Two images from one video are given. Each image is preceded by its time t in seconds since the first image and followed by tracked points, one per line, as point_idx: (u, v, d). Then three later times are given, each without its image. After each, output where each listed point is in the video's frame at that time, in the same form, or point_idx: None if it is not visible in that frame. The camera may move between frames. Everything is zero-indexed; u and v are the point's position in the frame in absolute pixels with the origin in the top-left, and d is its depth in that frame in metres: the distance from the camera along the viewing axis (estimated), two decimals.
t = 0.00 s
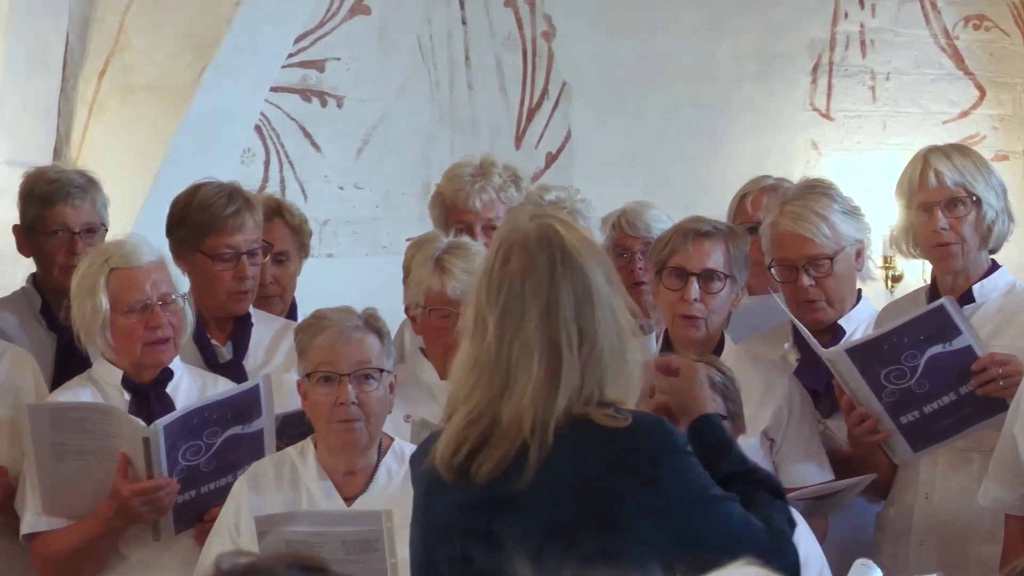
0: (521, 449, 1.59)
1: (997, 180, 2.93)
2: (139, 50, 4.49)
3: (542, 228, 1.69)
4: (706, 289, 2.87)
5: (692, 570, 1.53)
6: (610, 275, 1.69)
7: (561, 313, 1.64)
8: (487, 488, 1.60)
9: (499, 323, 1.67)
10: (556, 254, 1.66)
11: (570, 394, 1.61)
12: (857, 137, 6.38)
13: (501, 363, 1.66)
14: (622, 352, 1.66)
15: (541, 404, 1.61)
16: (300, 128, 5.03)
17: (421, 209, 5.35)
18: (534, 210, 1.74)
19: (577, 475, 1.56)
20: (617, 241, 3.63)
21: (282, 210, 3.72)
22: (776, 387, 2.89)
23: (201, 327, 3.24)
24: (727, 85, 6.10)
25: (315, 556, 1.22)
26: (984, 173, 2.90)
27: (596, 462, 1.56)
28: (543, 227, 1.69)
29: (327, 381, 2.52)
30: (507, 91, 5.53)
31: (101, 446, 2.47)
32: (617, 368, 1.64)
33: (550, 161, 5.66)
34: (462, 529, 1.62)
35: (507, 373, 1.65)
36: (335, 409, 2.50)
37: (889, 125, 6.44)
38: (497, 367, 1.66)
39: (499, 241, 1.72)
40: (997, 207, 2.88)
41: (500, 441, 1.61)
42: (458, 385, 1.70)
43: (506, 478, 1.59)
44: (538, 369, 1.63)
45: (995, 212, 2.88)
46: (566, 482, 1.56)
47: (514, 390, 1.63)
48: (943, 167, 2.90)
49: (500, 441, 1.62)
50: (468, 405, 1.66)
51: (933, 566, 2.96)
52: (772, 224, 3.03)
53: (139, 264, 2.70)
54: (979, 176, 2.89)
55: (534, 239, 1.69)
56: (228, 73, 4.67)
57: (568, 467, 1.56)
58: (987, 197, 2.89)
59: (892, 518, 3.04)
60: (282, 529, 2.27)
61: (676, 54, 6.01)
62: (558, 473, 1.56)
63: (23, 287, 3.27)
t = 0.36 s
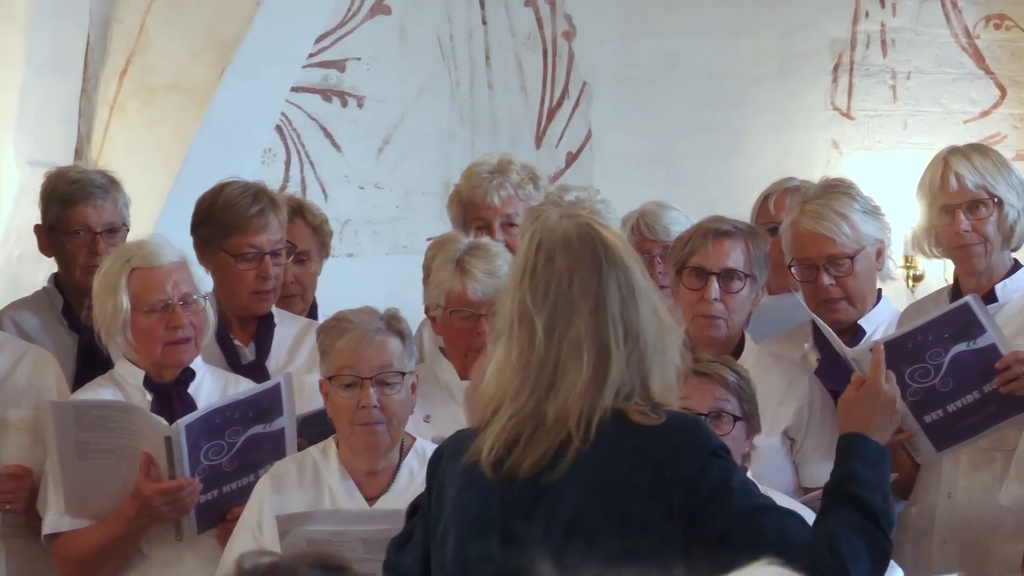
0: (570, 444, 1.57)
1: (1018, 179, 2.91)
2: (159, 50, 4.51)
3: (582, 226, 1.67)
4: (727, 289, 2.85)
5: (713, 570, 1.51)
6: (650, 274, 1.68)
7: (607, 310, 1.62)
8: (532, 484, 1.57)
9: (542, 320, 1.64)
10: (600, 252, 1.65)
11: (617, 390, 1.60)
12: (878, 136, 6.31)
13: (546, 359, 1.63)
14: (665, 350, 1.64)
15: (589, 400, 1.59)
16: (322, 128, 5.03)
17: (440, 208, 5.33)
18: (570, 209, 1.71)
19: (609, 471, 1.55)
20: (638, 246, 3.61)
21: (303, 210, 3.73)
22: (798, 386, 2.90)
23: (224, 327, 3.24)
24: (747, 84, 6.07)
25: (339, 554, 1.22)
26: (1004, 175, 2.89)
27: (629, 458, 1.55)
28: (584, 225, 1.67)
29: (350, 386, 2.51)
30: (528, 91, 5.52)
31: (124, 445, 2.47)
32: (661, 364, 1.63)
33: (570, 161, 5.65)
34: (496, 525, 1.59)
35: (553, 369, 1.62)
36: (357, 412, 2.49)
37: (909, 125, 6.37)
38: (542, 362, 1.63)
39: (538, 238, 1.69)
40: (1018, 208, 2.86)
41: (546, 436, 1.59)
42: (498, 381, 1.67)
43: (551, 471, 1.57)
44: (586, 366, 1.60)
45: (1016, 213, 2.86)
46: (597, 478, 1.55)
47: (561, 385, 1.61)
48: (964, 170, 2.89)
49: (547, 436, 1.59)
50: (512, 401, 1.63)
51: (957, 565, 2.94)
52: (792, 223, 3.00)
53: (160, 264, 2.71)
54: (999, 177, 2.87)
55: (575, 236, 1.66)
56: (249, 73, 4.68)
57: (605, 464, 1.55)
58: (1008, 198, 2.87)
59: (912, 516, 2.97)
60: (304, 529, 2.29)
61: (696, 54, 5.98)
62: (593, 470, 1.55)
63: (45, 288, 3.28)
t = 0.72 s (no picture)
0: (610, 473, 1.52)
1: None
2: (183, 52, 4.49)
3: (597, 249, 1.62)
4: (747, 289, 2.82)
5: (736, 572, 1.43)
6: (670, 290, 1.63)
7: (631, 334, 1.57)
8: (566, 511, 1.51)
9: (564, 351, 1.60)
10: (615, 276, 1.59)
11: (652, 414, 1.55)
12: (900, 136, 6.26)
13: (575, 389, 1.59)
14: (693, 367, 1.60)
15: (625, 425, 1.54)
16: (344, 129, 5.04)
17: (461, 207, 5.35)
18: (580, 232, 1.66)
19: (638, 477, 1.51)
20: (658, 246, 3.58)
21: (328, 209, 3.71)
22: (819, 386, 2.83)
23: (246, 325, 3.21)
24: (769, 85, 6.04)
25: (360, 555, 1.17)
26: None
27: (658, 463, 1.51)
28: (599, 249, 1.62)
29: (372, 389, 2.49)
30: (550, 93, 5.52)
31: (143, 447, 2.47)
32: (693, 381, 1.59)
33: (592, 161, 5.64)
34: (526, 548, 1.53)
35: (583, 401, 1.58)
36: (380, 415, 2.48)
37: (932, 125, 6.29)
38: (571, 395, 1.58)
39: (552, 268, 1.64)
40: None
41: (580, 465, 1.54)
42: (527, 416, 1.62)
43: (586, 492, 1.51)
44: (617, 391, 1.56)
45: None
46: (631, 490, 1.50)
47: (596, 413, 1.56)
48: (977, 180, 2.86)
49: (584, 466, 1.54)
50: (542, 436, 1.59)
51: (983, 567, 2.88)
52: (824, 205, 2.99)
53: (178, 264, 2.70)
54: (1015, 184, 2.83)
55: (590, 260, 1.61)
56: (272, 73, 4.68)
57: (649, 482, 1.50)
58: None
59: (937, 515, 2.96)
60: (326, 530, 2.28)
61: (717, 55, 5.95)
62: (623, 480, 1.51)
63: (68, 289, 3.29)
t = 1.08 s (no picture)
0: (557, 460, 1.56)
1: None
2: (197, 52, 4.52)
3: (584, 246, 1.63)
4: (760, 289, 2.81)
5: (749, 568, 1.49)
6: (656, 288, 1.62)
7: (601, 331, 1.58)
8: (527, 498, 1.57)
9: (537, 340, 1.62)
10: (597, 273, 1.61)
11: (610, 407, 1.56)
12: (913, 136, 6.22)
13: (539, 378, 1.61)
14: (671, 363, 1.59)
15: (576, 415, 1.57)
16: (357, 129, 5.04)
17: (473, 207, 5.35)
18: (581, 222, 1.66)
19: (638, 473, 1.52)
20: (671, 240, 3.58)
21: (344, 206, 3.70)
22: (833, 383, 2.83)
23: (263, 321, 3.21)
24: (782, 85, 6.02)
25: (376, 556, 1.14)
26: None
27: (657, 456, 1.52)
28: (588, 246, 1.62)
29: (386, 382, 2.51)
30: (563, 92, 5.52)
31: (158, 443, 2.47)
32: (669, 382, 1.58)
33: (605, 161, 5.64)
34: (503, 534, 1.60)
35: (542, 389, 1.61)
36: (395, 409, 2.50)
37: (945, 125, 6.25)
38: (532, 383, 1.62)
39: (545, 256, 1.66)
40: None
41: (536, 456, 1.58)
42: (494, 397, 1.66)
43: (544, 490, 1.56)
44: (577, 382, 1.58)
45: None
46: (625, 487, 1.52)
47: (546, 401, 1.59)
48: (989, 185, 2.84)
49: (536, 452, 1.58)
50: (504, 419, 1.63)
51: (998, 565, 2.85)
52: (840, 202, 2.99)
53: (184, 262, 2.71)
54: None
55: (576, 256, 1.62)
56: (285, 73, 4.69)
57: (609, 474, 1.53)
58: None
59: (951, 512, 2.94)
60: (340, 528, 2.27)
61: (730, 54, 5.93)
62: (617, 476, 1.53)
63: (82, 288, 3.30)
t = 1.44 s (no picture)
0: (579, 499, 1.54)
1: None
2: (207, 53, 4.53)
3: (583, 276, 1.62)
4: (770, 291, 2.81)
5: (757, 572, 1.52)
6: (653, 319, 1.63)
7: (609, 361, 1.58)
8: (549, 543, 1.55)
9: (542, 373, 1.61)
10: (598, 302, 1.60)
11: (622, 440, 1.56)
12: (924, 136, 6.18)
13: (548, 413, 1.59)
14: (672, 393, 1.60)
15: (591, 449, 1.56)
16: (366, 129, 5.05)
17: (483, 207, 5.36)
18: (576, 254, 1.67)
19: (641, 481, 1.53)
20: (673, 250, 3.54)
21: (358, 206, 3.66)
22: (843, 385, 2.79)
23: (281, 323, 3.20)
24: (791, 85, 6.02)
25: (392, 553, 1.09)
26: None
27: (659, 468, 1.53)
28: (588, 273, 1.63)
29: (397, 371, 2.50)
30: (573, 92, 5.51)
31: (171, 446, 2.47)
32: (671, 406, 1.59)
33: (615, 161, 5.63)
34: None
35: (553, 425, 1.59)
36: (406, 398, 2.47)
37: (955, 124, 6.20)
38: (543, 418, 1.59)
39: (542, 286, 1.66)
40: None
41: (551, 490, 1.56)
42: (501, 435, 1.65)
43: (566, 531, 1.54)
44: (587, 415, 1.57)
45: None
46: (631, 509, 1.52)
47: (561, 436, 1.57)
48: (999, 186, 2.83)
49: (552, 493, 1.56)
50: (516, 456, 1.60)
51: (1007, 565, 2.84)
52: (851, 202, 2.98)
53: (196, 263, 2.71)
54: None
55: (575, 286, 1.62)
56: (295, 73, 4.71)
57: (628, 508, 1.52)
58: None
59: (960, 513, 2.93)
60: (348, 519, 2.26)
61: (740, 54, 5.93)
62: (623, 487, 1.53)
63: (92, 287, 3.31)
